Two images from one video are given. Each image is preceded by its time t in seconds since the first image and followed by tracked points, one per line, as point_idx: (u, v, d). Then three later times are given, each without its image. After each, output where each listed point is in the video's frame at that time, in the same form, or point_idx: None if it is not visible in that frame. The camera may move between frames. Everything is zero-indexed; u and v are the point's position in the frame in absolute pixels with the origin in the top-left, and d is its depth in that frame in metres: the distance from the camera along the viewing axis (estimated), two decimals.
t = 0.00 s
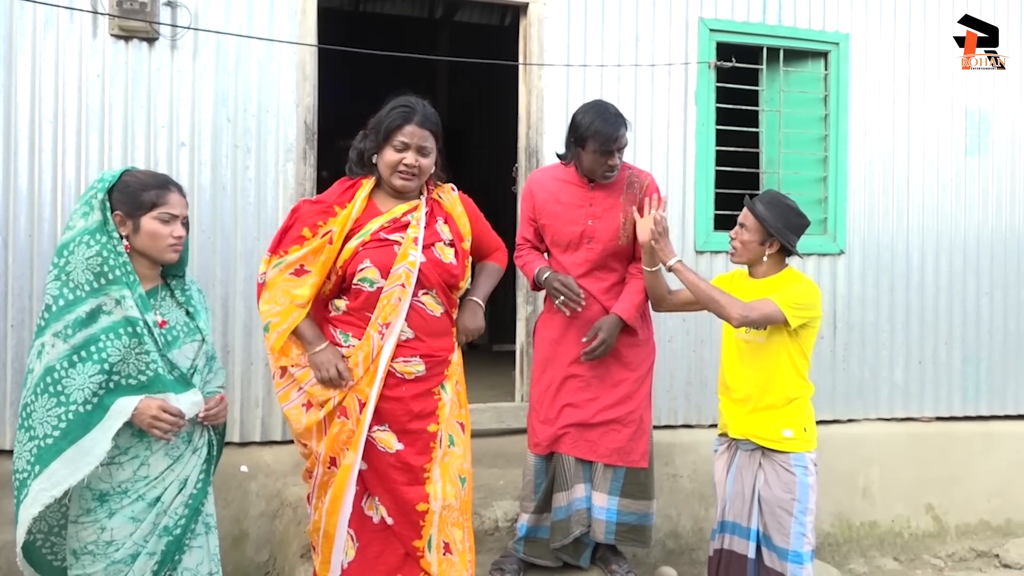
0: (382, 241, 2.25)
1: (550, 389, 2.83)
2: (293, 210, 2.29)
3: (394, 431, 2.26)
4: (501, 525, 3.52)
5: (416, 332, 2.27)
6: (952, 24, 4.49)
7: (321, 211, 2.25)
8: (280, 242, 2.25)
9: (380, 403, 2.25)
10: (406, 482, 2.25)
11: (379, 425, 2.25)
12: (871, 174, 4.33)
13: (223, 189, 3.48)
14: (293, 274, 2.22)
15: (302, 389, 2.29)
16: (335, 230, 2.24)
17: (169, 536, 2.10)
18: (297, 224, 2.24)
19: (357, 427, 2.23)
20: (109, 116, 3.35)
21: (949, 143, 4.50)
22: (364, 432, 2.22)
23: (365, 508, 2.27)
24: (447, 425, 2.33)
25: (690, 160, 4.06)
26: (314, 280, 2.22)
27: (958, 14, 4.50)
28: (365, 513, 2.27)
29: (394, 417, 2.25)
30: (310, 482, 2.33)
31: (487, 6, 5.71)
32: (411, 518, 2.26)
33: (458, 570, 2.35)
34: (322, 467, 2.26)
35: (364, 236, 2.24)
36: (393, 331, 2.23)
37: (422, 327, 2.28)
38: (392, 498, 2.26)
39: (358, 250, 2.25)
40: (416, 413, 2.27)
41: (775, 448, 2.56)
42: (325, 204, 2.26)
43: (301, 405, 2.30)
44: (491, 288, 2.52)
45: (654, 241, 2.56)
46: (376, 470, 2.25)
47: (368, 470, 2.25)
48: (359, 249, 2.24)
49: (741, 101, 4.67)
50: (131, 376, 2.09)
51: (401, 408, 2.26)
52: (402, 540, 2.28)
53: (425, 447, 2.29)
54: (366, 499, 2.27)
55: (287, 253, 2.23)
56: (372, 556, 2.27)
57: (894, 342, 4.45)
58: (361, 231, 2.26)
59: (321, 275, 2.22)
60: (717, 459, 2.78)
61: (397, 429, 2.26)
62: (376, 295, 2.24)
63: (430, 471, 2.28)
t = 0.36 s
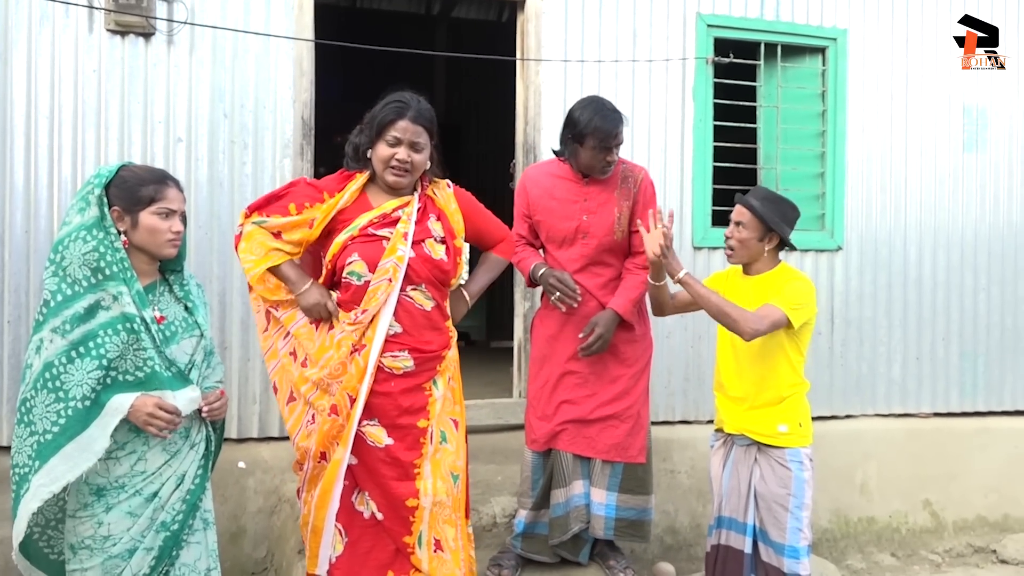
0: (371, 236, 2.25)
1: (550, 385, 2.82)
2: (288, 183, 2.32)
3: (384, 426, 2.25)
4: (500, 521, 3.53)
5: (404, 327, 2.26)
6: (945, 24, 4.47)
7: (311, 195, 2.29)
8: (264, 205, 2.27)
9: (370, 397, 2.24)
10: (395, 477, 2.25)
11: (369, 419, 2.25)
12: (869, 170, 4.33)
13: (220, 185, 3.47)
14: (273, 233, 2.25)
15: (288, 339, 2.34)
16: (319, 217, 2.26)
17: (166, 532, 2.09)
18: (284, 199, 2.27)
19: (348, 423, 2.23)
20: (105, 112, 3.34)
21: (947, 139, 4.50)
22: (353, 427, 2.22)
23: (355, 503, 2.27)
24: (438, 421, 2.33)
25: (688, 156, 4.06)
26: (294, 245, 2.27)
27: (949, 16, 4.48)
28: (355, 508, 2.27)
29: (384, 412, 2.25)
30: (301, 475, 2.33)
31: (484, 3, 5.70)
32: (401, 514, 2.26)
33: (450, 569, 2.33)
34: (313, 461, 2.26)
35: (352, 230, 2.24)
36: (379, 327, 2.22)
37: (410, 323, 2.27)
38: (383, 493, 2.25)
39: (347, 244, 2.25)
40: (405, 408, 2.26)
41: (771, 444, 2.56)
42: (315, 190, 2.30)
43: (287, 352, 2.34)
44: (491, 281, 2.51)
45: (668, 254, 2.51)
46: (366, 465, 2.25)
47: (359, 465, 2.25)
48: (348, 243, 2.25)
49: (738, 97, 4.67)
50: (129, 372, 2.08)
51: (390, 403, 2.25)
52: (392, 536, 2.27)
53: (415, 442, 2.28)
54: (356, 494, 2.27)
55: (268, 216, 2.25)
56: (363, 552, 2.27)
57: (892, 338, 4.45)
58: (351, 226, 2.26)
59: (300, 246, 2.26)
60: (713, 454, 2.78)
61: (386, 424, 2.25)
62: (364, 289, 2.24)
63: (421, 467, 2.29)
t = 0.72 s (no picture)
0: (360, 235, 2.26)
1: (552, 381, 2.82)
2: (279, 185, 2.33)
3: (374, 425, 2.26)
4: (502, 520, 3.62)
5: (393, 326, 2.27)
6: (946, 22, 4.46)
7: (303, 194, 2.30)
8: (258, 210, 2.29)
9: (359, 396, 2.25)
10: (386, 476, 2.26)
11: (359, 419, 2.26)
12: (872, 168, 4.33)
13: (223, 184, 3.48)
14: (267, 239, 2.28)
15: (281, 341, 2.37)
16: (310, 218, 2.29)
17: (170, 531, 2.10)
18: (277, 200, 2.29)
19: (337, 421, 2.23)
20: (107, 111, 3.34)
21: (950, 137, 4.49)
22: (343, 425, 2.23)
23: (347, 501, 2.28)
24: (430, 419, 2.33)
25: (690, 154, 4.06)
26: (291, 248, 2.30)
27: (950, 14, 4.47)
28: (347, 506, 2.28)
29: (373, 411, 2.25)
30: (294, 472, 2.31)
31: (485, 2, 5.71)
32: (391, 512, 2.26)
33: (441, 567, 2.33)
34: (303, 458, 2.26)
35: (341, 230, 2.26)
36: (367, 325, 2.23)
37: (399, 321, 2.27)
38: (373, 491, 2.26)
39: (336, 243, 2.26)
40: (395, 406, 2.27)
41: (771, 442, 2.55)
42: (307, 190, 2.31)
43: (278, 355, 2.36)
44: (486, 286, 2.50)
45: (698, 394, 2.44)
46: (357, 463, 2.26)
47: (350, 463, 2.26)
48: (337, 242, 2.26)
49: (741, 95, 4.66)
50: (132, 371, 2.08)
51: (380, 402, 2.25)
52: (384, 534, 2.28)
53: (405, 441, 2.28)
54: (348, 492, 2.28)
55: (261, 222, 2.27)
56: (353, 549, 2.27)
57: (895, 336, 4.44)
58: (340, 225, 2.28)
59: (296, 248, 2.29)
60: (714, 453, 2.77)
61: (376, 423, 2.26)
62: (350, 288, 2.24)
63: (411, 466, 2.29)
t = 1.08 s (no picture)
0: (354, 233, 2.26)
1: (557, 378, 2.82)
2: (270, 189, 2.33)
3: (371, 424, 2.26)
4: (506, 518, 3.54)
5: (389, 323, 2.26)
6: (950, 20, 4.44)
7: (297, 196, 2.29)
8: (250, 216, 2.29)
9: (356, 395, 2.25)
10: (384, 474, 2.26)
11: (357, 417, 2.26)
12: (876, 166, 4.32)
13: (226, 182, 3.48)
14: (258, 247, 2.28)
15: (280, 346, 2.39)
16: (305, 218, 2.28)
17: (174, 528, 2.11)
18: (271, 203, 2.29)
19: (335, 418, 2.24)
20: (111, 110, 3.34)
21: (954, 134, 4.48)
22: (341, 423, 2.23)
23: (346, 498, 2.28)
24: (427, 417, 2.33)
25: (694, 152, 4.05)
26: (280, 256, 2.28)
27: (953, 12, 4.45)
28: (346, 504, 2.28)
29: (371, 409, 2.25)
30: (294, 471, 2.31)
31: None
32: (390, 510, 2.26)
33: (441, 564, 2.33)
34: (303, 456, 2.26)
35: (336, 228, 2.26)
36: (363, 323, 2.23)
37: (395, 319, 2.27)
38: (372, 490, 2.26)
39: (330, 241, 2.26)
40: (392, 405, 2.27)
41: (768, 439, 2.53)
42: (300, 190, 2.30)
43: (277, 362, 2.38)
44: (484, 284, 2.50)
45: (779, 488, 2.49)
46: (356, 461, 2.26)
47: (348, 462, 2.26)
48: (331, 241, 2.26)
49: (744, 93, 4.65)
50: (137, 369, 2.08)
51: (376, 401, 2.25)
52: (383, 532, 2.28)
53: (403, 440, 2.29)
54: (346, 490, 2.28)
55: (255, 228, 2.27)
56: (352, 547, 2.28)
57: (899, 334, 4.43)
58: (334, 223, 2.28)
59: (284, 256, 2.27)
60: (715, 450, 2.75)
61: (374, 421, 2.26)
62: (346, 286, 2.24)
63: (410, 463, 2.29)
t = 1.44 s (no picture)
0: (364, 233, 2.26)
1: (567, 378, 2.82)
2: (278, 191, 2.35)
3: (382, 424, 2.27)
4: (515, 518, 3.54)
5: (400, 324, 2.27)
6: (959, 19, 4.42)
7: (305, 198, 2.31)
8: (259, 218, 2.30)
9: (367, 395, 2.26)
10: (394, 474, 2.26)
11: (367, 418, 2.27)
12: (886, 165, 4.30)
13: (236, 182, 3.49)
14: (266, 250, 2.28)
15: (289, 348, 2.39)
16: (314, 219, 2.28)
17: (180, 528, 2.08)
18: (280, 205, 2.30)
19: (346, 419, 2.24)
20: (122, 111, 3.36)
21: (964, 133, 4.45)
22: (352, 423, 2.23)
23: (356, 499, 2.28)
24: (437, 417, 2.33)
25: (703, 152, 4.04)
26: (286, 258, 2.27)
27: (962, 11, 4.43)
28: (356, 504, 2.28)
29: (382, 410, 2.26)
30: (304, 472, 2.31)
31: None
32: (401, 510, 2.27)
33: (451, 564, 2.34)
34: (313, 457, 2.26)
35: (346, 228, 2.27)
36: (374, 324, 2.23)
37: (406, 319, 2.28)
38: (383, 490, 2.27)
39: (340, 242, 2.27)
40: (402, 405, 2.27)
41: (781, 439, 2.52)
42: (308, 192, 2.31)
43: (287, 365, 2.38)
44: (488, 286, 2.52)
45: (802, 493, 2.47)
46: (366, 462, 2.26)
47: (358, 462, 2.27)
48: (341, 241, 2.27)
49: (754, 92, 4.64)
50: (147, 367, 2.08)
51: (387, 401, 2.26)
52: (393, 532, 2.29)
53: (413, 439, 2.29)
54: (356, 490, 2.28)
55: (263, 230, 2.28)
56: (362, 547, 2.28)
57: (910, 334, 4.42)
58: (344, 224, 2.28)
59: (292, 256, 2.26)
60: (726, 450, 2.74)
61: (385, 422, 2.27)
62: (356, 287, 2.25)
63: (420, 463, 2.29)
